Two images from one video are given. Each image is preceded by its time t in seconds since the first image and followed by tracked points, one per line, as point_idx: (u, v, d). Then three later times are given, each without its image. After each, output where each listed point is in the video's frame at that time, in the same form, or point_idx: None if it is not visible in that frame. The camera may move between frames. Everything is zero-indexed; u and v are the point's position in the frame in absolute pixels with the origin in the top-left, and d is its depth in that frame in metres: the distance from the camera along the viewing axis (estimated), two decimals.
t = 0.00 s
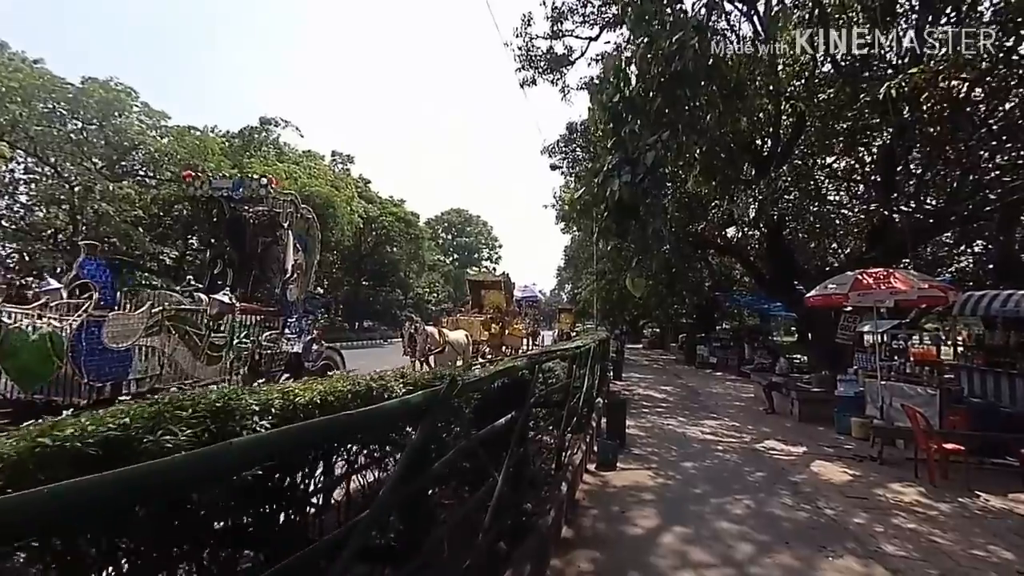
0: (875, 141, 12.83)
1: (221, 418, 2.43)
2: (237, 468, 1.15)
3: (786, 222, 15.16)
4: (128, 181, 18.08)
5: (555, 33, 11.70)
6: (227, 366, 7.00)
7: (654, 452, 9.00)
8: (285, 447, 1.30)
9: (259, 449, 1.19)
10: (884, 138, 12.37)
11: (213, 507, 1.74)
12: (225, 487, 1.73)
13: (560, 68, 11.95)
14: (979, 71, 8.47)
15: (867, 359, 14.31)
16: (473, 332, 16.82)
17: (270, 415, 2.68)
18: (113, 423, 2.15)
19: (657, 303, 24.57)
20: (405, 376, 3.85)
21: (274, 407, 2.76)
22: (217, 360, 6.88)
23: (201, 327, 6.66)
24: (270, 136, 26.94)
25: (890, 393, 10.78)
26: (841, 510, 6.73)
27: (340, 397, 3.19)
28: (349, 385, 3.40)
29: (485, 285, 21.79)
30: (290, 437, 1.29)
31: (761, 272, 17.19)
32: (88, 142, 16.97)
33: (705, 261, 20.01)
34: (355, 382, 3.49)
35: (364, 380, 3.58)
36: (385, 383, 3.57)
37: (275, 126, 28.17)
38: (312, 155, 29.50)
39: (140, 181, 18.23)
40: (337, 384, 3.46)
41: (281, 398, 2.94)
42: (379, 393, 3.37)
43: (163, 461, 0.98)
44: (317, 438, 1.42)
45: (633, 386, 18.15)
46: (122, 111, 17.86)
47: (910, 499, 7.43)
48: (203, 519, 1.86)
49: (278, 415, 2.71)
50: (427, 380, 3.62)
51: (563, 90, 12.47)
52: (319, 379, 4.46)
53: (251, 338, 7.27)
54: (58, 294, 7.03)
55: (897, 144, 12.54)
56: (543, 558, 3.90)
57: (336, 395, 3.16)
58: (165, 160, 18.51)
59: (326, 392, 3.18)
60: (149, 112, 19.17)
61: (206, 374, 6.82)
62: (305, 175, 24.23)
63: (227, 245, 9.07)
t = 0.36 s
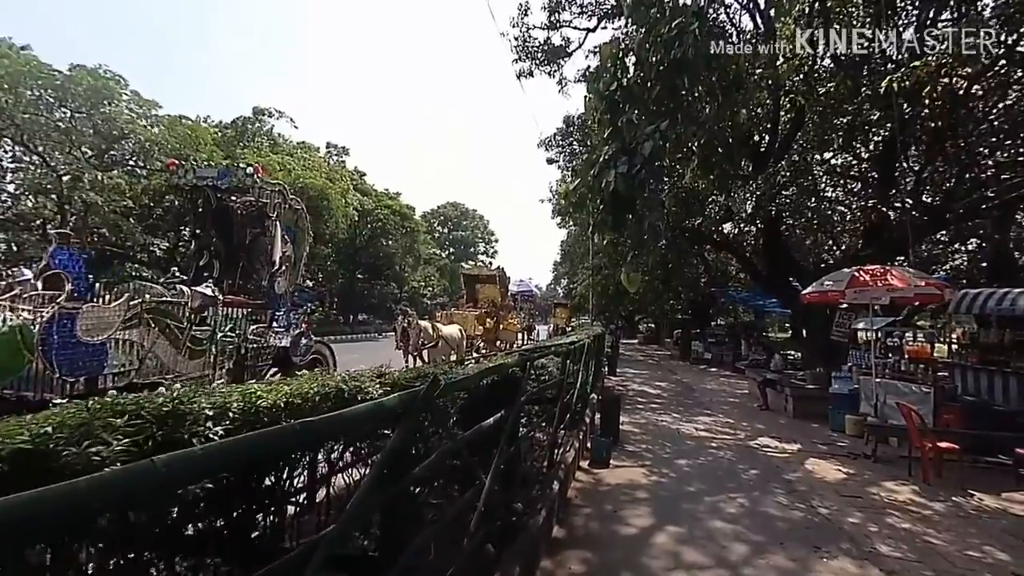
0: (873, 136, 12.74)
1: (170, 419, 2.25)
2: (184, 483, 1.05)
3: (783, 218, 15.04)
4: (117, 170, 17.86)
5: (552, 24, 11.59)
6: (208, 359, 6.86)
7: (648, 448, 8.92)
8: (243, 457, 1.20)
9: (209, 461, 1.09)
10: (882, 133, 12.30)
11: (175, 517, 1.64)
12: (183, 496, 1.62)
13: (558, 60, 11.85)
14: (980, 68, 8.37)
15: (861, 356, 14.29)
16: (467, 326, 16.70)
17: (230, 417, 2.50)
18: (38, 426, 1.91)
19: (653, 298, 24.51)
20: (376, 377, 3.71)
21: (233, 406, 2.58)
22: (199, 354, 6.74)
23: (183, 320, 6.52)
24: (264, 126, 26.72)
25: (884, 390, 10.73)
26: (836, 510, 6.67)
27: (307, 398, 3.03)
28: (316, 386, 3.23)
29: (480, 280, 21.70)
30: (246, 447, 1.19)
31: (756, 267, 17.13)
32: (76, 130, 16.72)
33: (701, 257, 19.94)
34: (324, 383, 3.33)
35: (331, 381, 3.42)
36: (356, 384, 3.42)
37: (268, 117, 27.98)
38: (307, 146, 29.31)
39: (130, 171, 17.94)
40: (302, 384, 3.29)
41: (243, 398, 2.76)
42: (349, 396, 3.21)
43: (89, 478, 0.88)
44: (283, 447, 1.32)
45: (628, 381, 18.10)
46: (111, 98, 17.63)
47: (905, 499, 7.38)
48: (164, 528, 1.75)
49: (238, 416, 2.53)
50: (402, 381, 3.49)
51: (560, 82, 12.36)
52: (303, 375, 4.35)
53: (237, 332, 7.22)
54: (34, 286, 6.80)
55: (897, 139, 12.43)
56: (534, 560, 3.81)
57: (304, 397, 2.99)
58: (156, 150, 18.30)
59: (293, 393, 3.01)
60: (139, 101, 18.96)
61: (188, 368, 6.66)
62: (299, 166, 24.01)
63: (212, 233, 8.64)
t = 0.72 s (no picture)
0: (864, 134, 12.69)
1: (100, 441, 2.12)
2: (115, 508, 0.95)
3: (774, 217, 14.99)
4: (100, 165, 17.62)
5: (543, 20, 11.48)
6: (186, 361, 6.48)
7: (639, 449, 8.84)
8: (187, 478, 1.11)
9: (147, 483, 0.99)
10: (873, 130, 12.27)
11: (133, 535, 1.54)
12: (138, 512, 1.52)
13: (550, 56, 11.73)
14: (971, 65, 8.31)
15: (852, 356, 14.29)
16: (458, 325, 16.56)
17: (172, 437, 2.41)
18: None
19: (646, 297, 24.47)
20: (343, 383, 3.61)
21: (177, 425, 2.48)
22: (178, 355, 6.36)
23: (160, 319, 6.17)
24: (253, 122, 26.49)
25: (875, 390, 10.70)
26: (828, 511, 6.60)
27: (264, 408, 2.96)
28: (270, 395, 3.14)
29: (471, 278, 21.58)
30: (198, 460, 1.12)
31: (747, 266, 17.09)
32: (56, 123, 16.49)
33: (693, 255, 19.87)
34: (281, 391, 3.24)
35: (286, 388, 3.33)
36: (318, 392, 3.33)
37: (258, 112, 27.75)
38: (297, 142, 29.06)
39: (112, 166, 17.80)
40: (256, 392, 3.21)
41: (194, 410, 2.67)
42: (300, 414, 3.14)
43: (17, 504, 0.80)
44: (236, 463, 1.22)
45: (620, 381, 18.04)
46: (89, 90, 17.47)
47: (898, 500, 7.32)
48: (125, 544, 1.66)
49: (181, 437, 2.44)
50: (374, 386, 3.40)
51: (552, 78, 12.25)
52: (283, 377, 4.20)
53: (218, 331, 6.92)
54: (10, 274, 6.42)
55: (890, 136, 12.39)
56: (523, 567, 3.70)
57: (257, 409, 2.91)
58: (139, 143, 18.08)
59: (247, 403, 2.92)
60: (122, 94, 18.79)
61: (165, 371, 6.27)
62: (289, 162, 23.79)
63: (193, 229, 8.38)
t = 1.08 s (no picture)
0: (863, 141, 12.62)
1: (25, 452, 1.80)
2: (40, 529, 0.83)
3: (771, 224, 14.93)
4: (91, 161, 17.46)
5: (542, 22, 11.41)
6: (167, 361, 6.23)
7: (633, 456, 8.72)
8: (117, 499, 0.97)
9: (67, 503, 0.86)
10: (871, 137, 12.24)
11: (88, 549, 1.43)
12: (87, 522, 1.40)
13: (548, 59, 11.66)
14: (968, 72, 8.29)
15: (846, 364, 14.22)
16: (452, 327, 16.43)
17: (111, 447, 2.03)
18: None
19: (641, 302, 24.41)
20: (315, 389, 3.29)
21: (120, 433, 2.13)
22: (158, 355, 6.10)
23: (139, 317, 5.89)
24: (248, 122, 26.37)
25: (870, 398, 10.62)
26: (824, 522, 6.51)
27: (223, 415, 2.62)
28: (229, 400, 2.78)
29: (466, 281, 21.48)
30: (148, 473, 1.01)
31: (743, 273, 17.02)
32: (48, 118, 16.36)
33: (689, 261, 19.81)
34: (241, 397, 2.88)
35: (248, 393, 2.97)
36: (285, 396, 2.99)
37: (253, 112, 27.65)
38: (293, 142, 28.96)
39: (104, 161, 17.62)
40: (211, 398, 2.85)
41: (141, 418, 2.31)
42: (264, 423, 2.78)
43: None
44: (180, 479, 1.08)
45: (614, 386, 17.95)
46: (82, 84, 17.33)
47: (894, 511, 7.23)
48: (79, 553, 1.55)
49: (122, 447, 2.07)
50: (350, 392, 3.12)
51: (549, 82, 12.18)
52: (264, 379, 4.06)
53: (202, 330, 6.78)
54: None
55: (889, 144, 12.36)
56: None
57: (215, 416, 2.56)
58: (131, 139, 17.97)
59: (203, 408, 2.57)
60: (115, 90, 18.73)
61: (145, 371, 5.99)
62: (284, 162, 23.68)
63: (179, 225, 8.11)
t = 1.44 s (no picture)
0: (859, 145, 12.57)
1: None
2: None
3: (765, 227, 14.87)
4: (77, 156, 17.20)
5: (537, 22, 11.32)
6: (143, 360, 6.05)
7: (625, 460, 8.61)
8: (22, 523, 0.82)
9: None
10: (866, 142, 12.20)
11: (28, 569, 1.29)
12: (23, 539, 1.26)
13: (543, 60, 11.56)
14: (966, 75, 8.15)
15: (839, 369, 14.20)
16: (444, 329, 16.29)
17: (33, 459, 1.82)
18: None
19: (634, 305, 24.33)
20: (279, 393, 3.06)
21: (49, 440, 1.93)
22: (133, 353, 5.92)
23: (115, 316, 5.71)
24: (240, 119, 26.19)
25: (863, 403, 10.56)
26: (818, 529, 6.42)
27: (172, 418, 2.40)
28: (179, 405, 2.55)
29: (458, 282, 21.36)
30: (71, 485, 0.88)
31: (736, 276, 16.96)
32: (34, 112, 16.17)
33: (682, 265, 19.76)
34: (193, 401, 2.65)
35: (199, 396, 2.74)
36: (242, 401, 2.76)
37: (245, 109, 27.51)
38: (286, 140, 28.77)
39: (90, 156, 17.33)
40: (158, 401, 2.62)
41: (74, 424, 2.10)
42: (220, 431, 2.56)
43: None
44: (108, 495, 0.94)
45: (607, 389, 17.84)
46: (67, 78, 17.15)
47: (888, 518, 7.16)
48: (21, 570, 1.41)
49: (47, 458, 1.85)
50: (320, 396, 2.90)
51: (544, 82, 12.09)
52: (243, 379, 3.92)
53: (182, 329, 6.63)
54: None
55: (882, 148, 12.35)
56: None
57: (163, 422, 2.34)
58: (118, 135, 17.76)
59: (148, 413, 2.35)
60: (103, 84, 18.67)
61: (121, 372, 5.81)
62: (276, 160, 23.47)
63: (160, 220, 8.03)
